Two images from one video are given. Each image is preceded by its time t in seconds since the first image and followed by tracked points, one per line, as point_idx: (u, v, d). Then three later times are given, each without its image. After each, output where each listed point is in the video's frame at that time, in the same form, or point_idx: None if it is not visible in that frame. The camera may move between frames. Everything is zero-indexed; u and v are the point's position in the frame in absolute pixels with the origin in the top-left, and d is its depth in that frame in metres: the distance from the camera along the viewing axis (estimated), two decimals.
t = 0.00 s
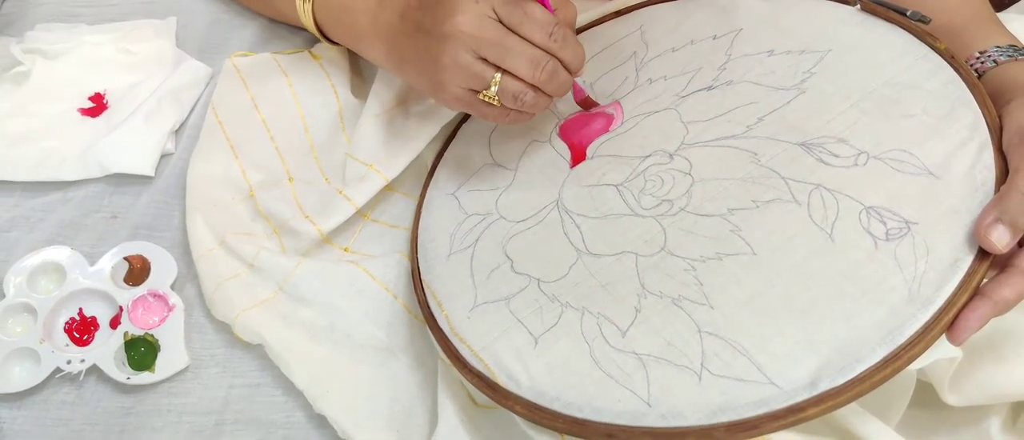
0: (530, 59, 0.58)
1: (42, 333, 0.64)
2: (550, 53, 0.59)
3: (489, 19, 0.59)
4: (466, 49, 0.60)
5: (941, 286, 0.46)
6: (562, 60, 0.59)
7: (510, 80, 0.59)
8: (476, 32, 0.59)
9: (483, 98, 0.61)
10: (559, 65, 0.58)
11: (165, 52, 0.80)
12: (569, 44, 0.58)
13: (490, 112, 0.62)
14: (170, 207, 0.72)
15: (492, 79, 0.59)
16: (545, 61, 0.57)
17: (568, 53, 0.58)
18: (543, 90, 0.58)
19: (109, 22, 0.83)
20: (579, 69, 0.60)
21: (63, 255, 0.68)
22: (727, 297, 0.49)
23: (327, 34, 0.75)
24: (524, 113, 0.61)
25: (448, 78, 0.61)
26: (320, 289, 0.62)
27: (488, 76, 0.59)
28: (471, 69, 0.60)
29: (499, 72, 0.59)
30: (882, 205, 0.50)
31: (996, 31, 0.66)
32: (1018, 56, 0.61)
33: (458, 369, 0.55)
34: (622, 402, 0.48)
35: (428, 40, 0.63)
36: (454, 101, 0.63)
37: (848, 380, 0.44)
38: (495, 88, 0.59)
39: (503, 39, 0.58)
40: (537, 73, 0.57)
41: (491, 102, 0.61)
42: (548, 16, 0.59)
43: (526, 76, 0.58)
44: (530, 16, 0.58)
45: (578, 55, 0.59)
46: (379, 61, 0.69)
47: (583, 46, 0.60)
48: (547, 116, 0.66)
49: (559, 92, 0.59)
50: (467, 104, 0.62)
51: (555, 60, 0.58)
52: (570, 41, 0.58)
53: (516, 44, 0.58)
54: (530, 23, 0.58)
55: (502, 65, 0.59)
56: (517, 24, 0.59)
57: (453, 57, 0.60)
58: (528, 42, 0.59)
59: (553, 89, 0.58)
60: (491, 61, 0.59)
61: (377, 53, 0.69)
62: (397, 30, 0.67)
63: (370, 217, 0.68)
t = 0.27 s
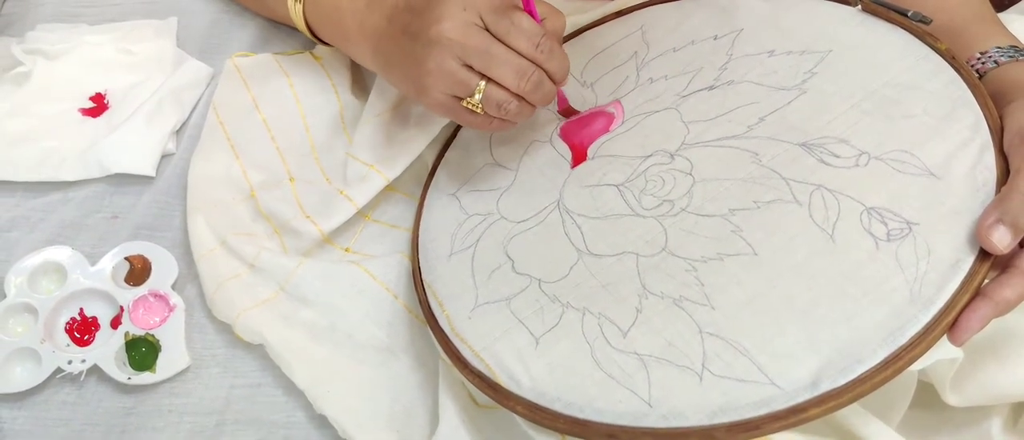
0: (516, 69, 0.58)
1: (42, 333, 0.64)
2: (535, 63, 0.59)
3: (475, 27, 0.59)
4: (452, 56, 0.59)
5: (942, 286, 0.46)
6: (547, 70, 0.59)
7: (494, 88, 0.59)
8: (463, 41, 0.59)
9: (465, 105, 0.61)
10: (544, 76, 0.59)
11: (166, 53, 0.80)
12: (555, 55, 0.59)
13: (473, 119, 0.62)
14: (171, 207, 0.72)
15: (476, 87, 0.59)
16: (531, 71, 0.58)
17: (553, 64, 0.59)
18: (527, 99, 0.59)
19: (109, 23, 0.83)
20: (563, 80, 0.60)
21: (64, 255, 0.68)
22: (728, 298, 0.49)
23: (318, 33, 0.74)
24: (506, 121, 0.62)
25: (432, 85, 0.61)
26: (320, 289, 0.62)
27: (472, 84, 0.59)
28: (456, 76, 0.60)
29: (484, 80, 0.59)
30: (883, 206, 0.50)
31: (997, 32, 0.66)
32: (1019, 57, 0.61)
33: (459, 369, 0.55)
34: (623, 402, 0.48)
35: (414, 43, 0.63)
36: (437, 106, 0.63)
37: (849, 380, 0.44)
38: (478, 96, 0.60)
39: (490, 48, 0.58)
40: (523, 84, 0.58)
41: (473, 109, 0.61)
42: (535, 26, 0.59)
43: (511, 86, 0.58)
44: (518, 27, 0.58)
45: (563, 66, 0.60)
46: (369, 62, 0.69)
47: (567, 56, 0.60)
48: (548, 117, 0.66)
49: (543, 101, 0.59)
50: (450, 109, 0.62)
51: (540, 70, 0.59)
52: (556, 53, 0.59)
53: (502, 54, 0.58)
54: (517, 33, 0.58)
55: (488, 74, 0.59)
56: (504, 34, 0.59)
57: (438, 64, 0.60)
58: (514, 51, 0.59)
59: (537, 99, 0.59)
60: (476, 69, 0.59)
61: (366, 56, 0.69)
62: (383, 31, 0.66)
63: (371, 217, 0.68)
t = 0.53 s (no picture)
0: (532, 56, 0.58)
1: (46, 334, 0.64)
2: (553, 45, 0.58)
3: (491, 15, 0.59)
4: (470, 45, 0.60)
5: (944, 287, 0.47)
6: (566, 51, 0.58)
7: (516, 77, 0.60)
8: (478, 29, 0.59)
9: (492, 95, 0.61)
10: (562, 59, 0.58)
11: (169, 54, 0.80)
12: (572, 34, 0.58)
13: (503, 108, 0.63)
14: (175, 208, 0.72)
15: (498, 76, 0.60)
16: (548, 57, 0.58)
17: (572, 44, 0.58)
18: (549, 85, 0.59)
19: (112, 24, 0.83)
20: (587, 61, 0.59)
21: (68, 255, 0.68)
22: (730, 298, 0.49)
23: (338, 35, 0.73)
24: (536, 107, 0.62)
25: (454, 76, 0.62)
26: (324, 290, 0.62)
27: (494, 74, 0.60)
28: (476, 66, 0.60)
29: (506, 69, 0.60)
30: (885, 207, 0.50)
31: (998, 33, 0.66)
32: (1019, 59, 0.62)
33: (462, 370, 0.55)
34: (626, 402, 0.48)
35: (434, 38, 0.63)
36: (463, 96, 0.63)
37: (851, 381, 0.45)
38: (502, 85, 0.60)
39: (504, 35, 0.58)
40: (540, 70, 0.58)
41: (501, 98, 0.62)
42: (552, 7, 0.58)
43: (531, 74, 0.59)
44: (531, 8, 0.57)
45: (583, 46, 0.59)
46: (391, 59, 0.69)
47: (589, 35, 0.59)
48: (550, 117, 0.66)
49: (566, 86, 0.60)
50: (475, 99, 0.63)
51: (559, 52, 0.58)
52: (574, 32, 0.58)
53: (519, 40, 0.58)
54: (531, 15, 0.58)
55: (507, 62, 0.59)
56: (518, 17, 0.58)
57: (457, 54, 0.61)
58: (531, 36, 0.58)
59: (559, 83, 0.59)
60: (497, 58, 0.60)
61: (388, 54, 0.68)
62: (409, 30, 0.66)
63: (374, 218, 0.69)
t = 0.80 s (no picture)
0: (535, 46, 0.58)
1: (44, 334, 0.64)
2: (556, 37, 0.58)
3: (493, 7, 0.59)
4: (472, 37, 0.59)
5: (945, 288, 0.46)
6: (568, 43, 0.58)
7: (517, 68, 0.59)
8: (481, 20, 0.59)
9: (493, 88, 0.60)
10: (565, 50, 0.58)
11: (168, 54, 0.80)
12: (574, 25, 0.58)
13: (501, 102, 0.61)
14: (173, 207, 0.72)
15: (499, 68, 0.59)
16: (551, 47, 0.57)
17: (573, 34, 0.58)
18: (551, 76, 0.58)
19: (111, 23, 0.83)
20: (588, 55, 0.59)
21: (66, 255, 0.68)
22: (731, 299, 0.49)
23: (338, 36, 0.73)
24: (535, 101, 0.61)
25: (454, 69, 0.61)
26: (323, 289, 0.62)
27: (495, 65, 0.59)
28: (478, 58, 0.59)
29: (507, 60, 0.59)
30: (886, 207, 0.50)
31: (1000, 33, 0.66)
32: (1020, 59, 0.61)
33: (461, 370, 0.55)
34: (625, 403, 0.48)
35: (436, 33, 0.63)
36: (464, 91, 0.62)
37: (851, 382, 0.44)
38: (503, 77, 0.59)
39: (507, 26, 0.58)
40: (543, 61, 0.57)
41: (501, 93, 0.61)
42: None
43: (533, 65, 0.58)
44: None
45: (585, 37, 0.59)
46: (391, 59, 0.69)
47: (589, 28, 0.59)
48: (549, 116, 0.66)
49: (568, 78, 0.59)
50: (477, 94, 0.62)
51: (561, 43, 0.58)
52: (575, 23, 0.58)
53: (521, 31, 0.58)
54: (533, 6, 0.58)
55: (509, 53, 0.58)
56: (520, 9, 0.58)
57: (459, 46, 0.60)
58: (533, 27, 0.58)
59: (561, 75, 0.58)
60: (497, 50, 0.59)
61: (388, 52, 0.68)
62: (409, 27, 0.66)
63: (373, 218, 0.68)
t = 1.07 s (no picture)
0: (538, 45, 0.57)
1: (40, 333, 0.64)
2: (560, 36, 0.57)
3: (497, 6, 0.58)
4: (475, 36, 0.59)
5: (945, 285, 0.46)
6: (573, 43, 0.58)
7: (520, 67, 0.58)
8: (484, 19, 0.58)
9: (496, 87, 0.60)
10: (569, 49, 0.57)
11: (165, 52, 0.80)
12: (578, 25, 0.57)
13: (504, 100, 0.61)
14: (170, 206, 0.72)
15: (503, 66, 0.59)
16: (554, 46, 0.57)
17: (577, 34, 0.57)
18: (555, 76, 0.58)
19: (108, 21, 0.83)
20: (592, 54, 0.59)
21: (62, 254, 0.68)
22: (729, 297, 0.49)
23: (337, 33, 0.74)
24: (539, 101, 0.61)
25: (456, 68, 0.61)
26: (320, 288, 0.62)
27: (499, 64, 0.59)
28: (482, 56, 0.59)
29: (510, 59, 0.59)
30: (885, 205, 0.50)
31: (1000, 31, 0.66)
32: (1020, 56, 0.61)
33: (458, 369, 0.54)
34: (623, 402, 0.48)
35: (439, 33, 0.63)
36: (467, 90, 0.62)
37: (850, 380, 0.44)
38: (507, 75, 0.59)
39: (510, 25, 0.57)
40: (546, 60, 0.57)
41: (504, 91, 0.60)
42: None
43: (536, 64, 0.57)
44: None
45: (590, 38, 0.58)
46: (391, 57, 0.69)
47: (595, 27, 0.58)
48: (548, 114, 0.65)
49: (572, 78, 0.58)
50: (481, 93, 0.62)
51: (565, 43, 0.57)
52: (579, 22, 0.57)
53: (525, 30, 0.57)
54: (536, 5, 0.57)
55: (512, 52, 0.58)
56: (524, 8, 0.57)
57: (463, 45, 0.60)
58: (537, 25, 0.57)
59: (566, 74, 0.58)
60: (501, 48, 0.58)
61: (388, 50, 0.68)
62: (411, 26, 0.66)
63: (370, 216, 0.68)
